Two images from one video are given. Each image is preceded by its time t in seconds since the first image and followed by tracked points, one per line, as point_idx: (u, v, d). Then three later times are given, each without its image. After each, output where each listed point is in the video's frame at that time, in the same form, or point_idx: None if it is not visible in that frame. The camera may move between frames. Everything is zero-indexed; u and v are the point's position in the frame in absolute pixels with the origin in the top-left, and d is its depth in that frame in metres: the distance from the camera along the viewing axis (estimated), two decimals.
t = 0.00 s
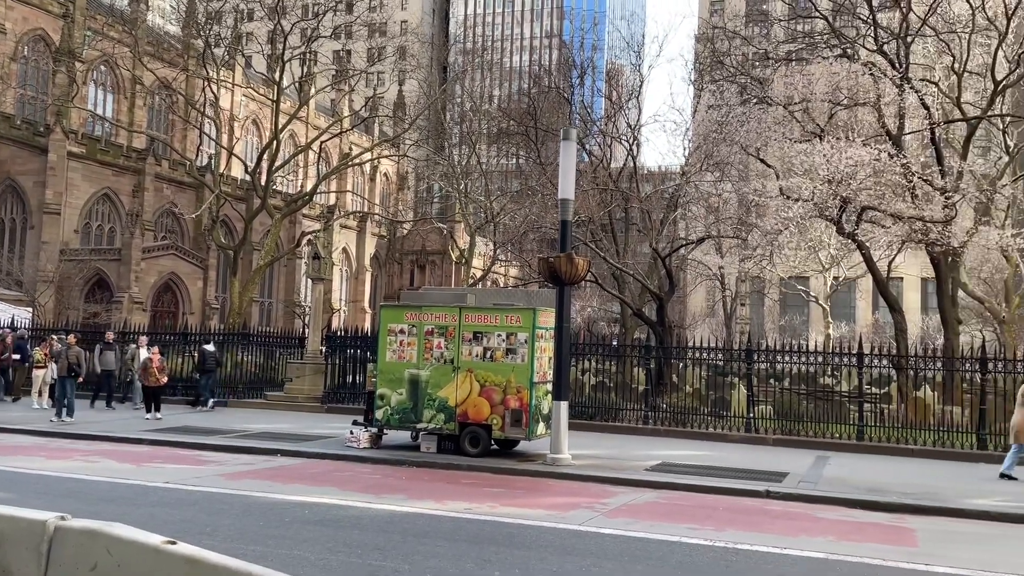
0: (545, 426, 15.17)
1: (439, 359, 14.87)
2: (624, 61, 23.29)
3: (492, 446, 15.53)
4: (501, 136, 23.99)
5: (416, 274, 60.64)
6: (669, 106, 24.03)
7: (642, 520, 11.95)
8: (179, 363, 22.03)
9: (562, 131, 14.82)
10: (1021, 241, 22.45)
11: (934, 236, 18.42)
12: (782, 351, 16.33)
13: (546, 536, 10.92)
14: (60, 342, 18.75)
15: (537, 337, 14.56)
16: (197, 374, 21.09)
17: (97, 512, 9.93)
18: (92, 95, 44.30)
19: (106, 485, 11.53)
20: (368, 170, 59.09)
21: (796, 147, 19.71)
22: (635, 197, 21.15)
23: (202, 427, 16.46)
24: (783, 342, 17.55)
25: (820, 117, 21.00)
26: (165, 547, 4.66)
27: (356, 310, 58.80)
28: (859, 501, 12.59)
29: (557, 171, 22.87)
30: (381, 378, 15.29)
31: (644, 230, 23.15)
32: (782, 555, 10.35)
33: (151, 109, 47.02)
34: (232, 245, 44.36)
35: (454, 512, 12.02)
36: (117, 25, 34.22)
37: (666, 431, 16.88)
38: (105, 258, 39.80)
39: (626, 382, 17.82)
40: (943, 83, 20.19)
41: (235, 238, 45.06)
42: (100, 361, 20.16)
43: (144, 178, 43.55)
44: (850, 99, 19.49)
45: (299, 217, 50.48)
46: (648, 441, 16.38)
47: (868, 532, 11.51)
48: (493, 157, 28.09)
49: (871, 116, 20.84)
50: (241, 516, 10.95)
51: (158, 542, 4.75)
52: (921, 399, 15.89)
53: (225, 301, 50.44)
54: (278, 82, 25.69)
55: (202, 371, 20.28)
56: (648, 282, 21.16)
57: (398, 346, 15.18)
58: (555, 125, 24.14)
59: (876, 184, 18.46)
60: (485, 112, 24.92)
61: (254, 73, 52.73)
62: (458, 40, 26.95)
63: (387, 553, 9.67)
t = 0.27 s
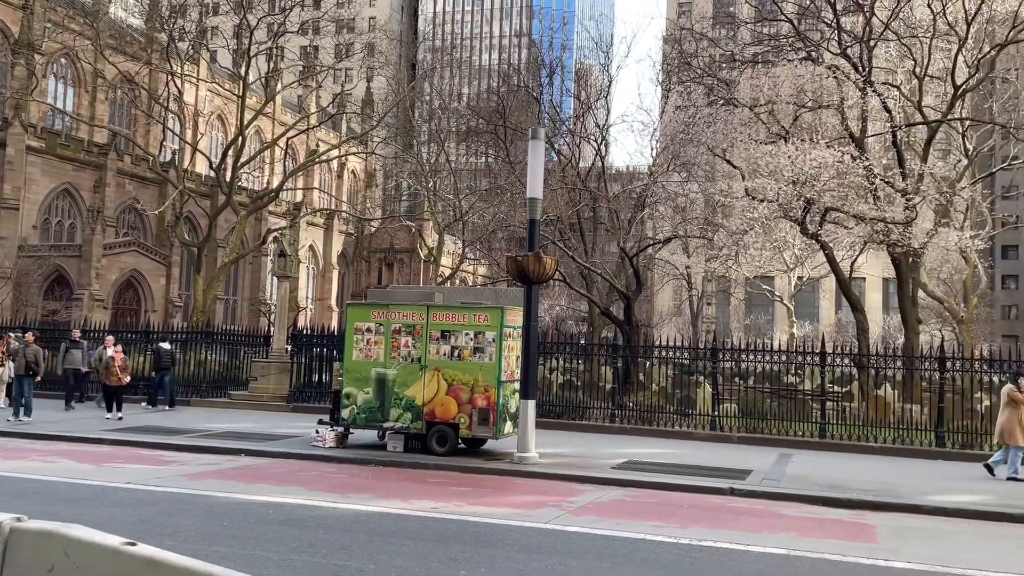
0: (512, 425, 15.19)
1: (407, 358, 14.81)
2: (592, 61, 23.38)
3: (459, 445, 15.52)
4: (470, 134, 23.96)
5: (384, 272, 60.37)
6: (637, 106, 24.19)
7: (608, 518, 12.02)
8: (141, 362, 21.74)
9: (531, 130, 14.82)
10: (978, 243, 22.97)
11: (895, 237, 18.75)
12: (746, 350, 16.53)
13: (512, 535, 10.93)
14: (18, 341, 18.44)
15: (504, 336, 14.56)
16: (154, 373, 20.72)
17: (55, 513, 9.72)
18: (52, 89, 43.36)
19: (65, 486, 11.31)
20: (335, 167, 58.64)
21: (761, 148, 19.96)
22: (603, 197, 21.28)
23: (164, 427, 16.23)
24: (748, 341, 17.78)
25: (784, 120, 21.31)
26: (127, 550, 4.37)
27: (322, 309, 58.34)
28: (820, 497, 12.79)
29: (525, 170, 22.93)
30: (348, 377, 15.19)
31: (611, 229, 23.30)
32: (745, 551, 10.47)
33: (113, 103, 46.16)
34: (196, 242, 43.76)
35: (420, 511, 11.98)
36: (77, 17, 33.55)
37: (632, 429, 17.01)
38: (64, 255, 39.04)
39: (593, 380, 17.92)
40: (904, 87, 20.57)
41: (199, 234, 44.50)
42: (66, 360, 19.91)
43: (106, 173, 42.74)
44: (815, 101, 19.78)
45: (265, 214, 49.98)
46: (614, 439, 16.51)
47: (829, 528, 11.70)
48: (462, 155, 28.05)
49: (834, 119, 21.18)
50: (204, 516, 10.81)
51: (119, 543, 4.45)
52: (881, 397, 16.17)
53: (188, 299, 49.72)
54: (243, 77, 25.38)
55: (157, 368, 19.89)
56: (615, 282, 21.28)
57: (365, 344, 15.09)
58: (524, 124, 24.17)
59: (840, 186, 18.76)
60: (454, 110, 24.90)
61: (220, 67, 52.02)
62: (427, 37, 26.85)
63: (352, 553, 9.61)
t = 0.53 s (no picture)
0: (480, 423, 15.17)
1: (374, 356, 14.72)
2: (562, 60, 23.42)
3: (426, 443, 15.47)
4: (439, 131, 23.88)
5: (352, 270, 60.00)
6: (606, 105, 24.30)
7: (575, 515, 12.06)
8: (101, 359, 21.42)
9: (500, 128, 14.80)
10: (937, 243, 23.43)
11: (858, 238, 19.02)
12: (713, 348, 16.66)
13: (479, 533, 10.92)
14: None
15: (473, 334, 14.55)
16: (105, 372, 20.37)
17: (10, 514, 9.50)
18: (10, 80, 42.35)
19: (21, 487, 11.05)
20: (302, 163, 58.08)
21: (728, 149, 20.17)
22: (572, 196, 21.36)
23: (125, 426, 15.96)
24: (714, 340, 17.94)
25: (751, 121, 21.57)
26: (86, 550, 4.26)
27: (289, 306, 57.80)
28: (783, 494, 12.96)
29: (495, 167, 22.94)
30: (314, 375, 15.06)
31: (580, 228, 23.39)
32: (710, 548, 10.57)
33: (74, 95, 45.23)
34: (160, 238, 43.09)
35: (386, 510, 11.92)
36: (36, 8, 32.77)
37: (599, 427, 17.10)
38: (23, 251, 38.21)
39: (561, 379, 17.97)
40: (867, 90, 20.90)
41: (162, 230, 43.80)
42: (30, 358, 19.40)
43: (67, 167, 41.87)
44: (781, 103, 20.04)
45: (230, 210, 49.39)
46: (581, 437, 16.58)
47: (792, 524, 11.86)
48: (431, 153, 27.96)
49: (799, 120, 21.47)
50: (166, 516, 10.64)
51: (76, 544, 4.34)
52: (843, 395, 16.41)
53: (151, 296, 48.91)
54: (208, 71, 25.02)
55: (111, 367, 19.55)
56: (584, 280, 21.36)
57: (331, 342, 14.97)
58: (493, 122, 24.15)
59: (805, 187, 19.01)
60: (423, 107, 24.80)
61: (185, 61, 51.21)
62: (396, 33, 26.70)
63: (317, 553, 9.53)
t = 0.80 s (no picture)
0: (447, 421, 15.13)
1: (340, 353, 14.60)
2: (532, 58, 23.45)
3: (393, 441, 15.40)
4: (408, 128, 23.79)
5: (320, 267, 59.62)
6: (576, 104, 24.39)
7: (541, 513, 12.08)
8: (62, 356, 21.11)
9: (470, 124, 14.75)
10: (899, 244, 23.86)
11: (822, 238, 19.26)
12: (680, 347, 16.77)
13: (445, 531, 10.89)
14: None
15: (441, 332, 14.50)
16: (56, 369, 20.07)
17: None
18: None
19: None
20: (269, 159, 57.48)
21: (696, 149, 20.35)
22: (541, 194, 21.43)
23: (86, 424, 15.67)
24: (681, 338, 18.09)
25: (719, 121, 21.78)
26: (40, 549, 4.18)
27: (254, 304, 57.20)
28: (747, 491, 13.11)
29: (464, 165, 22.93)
30: (279, 373, 14.90)
31: (549, 227, 23.46)
32: (675, 544, 10.65)
33: (34, 87, 44.27)
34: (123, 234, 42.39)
35: (352, 508, 11.85)
36: None
37: (567, 425, 17.17)
38: None
39: (529, 376, 17.99)
40: (833, 92, 21.19)
41: (125, 225, 43.14)
42: None
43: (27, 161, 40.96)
44: (748, 104, 20.32)
45: (195, 206, 48.79)
46: (549, 435, 16.62)
47: (755, 520, 12.00)
48: (401, 150, 27.86)
49: (766, 121, 21.72)
50: (127, 516, 10.46)
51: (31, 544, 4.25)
52: (807, 393, 16.62)
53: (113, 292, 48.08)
54: (171, 64, 24.64)
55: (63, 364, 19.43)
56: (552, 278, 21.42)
57: (297, 340, 14.81)
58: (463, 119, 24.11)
59: (771, 187, 19.21)
60: (392, 103, 24.70)
61: (150, 53, 50.37)
62: (365, 29, 26.53)
63: (281, 552, 9.43)
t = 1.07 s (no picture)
0: (416, 418, 15.08)
1: (307, 350, 14.48)
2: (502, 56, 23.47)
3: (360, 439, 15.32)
4: (377, 124, 23.66)
5: (287, 263, 59.15)
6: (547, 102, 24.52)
7: (509, 510, 12.10)
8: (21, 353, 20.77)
9: (439, 121, 14.71)
10: (863, 244, 24.26)
11: (788, 237, 19.50)
12: (648, 344, 16.88)
13: (413, 529, 10.86)
14: None
15: (409, 329, 14.44)
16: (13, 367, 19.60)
17: None
18: None
19: None
20: (235, 153, 56.82)
21: (665, 148, 20.52)
22: (510, 192, 21.47)
23: (45, 422, 15.37)
24: (649, 336, 18.23)
25: (687, 121, 22.00)
26: None
27: (220, 300, 56.52)
28: (713, 487, 13.24)
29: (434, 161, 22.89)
30: (244, 370, 14.74)
31: (519, 224, 23.50)
32: (641, 541, 10.72)
33: None
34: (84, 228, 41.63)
35: (318, 507, 11.75)
36: None
37: (535, 422, 17.23)
38: None
39: (498, 374, 18.01)
40: (799, 93, 21.47)
41: (87, 220, 42.42)
42: None
43: None
44: (716, 104, 20.61)
45: (160, 200, 48.09)
46: (517, 432, 16.65)
47: (721, 516, 12.12)
48: (370, 146, 27.71)
49: (734, 121, 21.96)
50: (88, 515, 10.27)
51: None
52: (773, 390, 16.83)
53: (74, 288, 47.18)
54: (135, 56, 24.24)
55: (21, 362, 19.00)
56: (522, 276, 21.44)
57: (263, 337, 14.66)
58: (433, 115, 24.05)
59: (738, 186, 19.42)
60: (361, 99, 24.55)
61: (112, 45, 49.51)
62: (334, 23, 26.33)
63: (247, 551, 9.34)
